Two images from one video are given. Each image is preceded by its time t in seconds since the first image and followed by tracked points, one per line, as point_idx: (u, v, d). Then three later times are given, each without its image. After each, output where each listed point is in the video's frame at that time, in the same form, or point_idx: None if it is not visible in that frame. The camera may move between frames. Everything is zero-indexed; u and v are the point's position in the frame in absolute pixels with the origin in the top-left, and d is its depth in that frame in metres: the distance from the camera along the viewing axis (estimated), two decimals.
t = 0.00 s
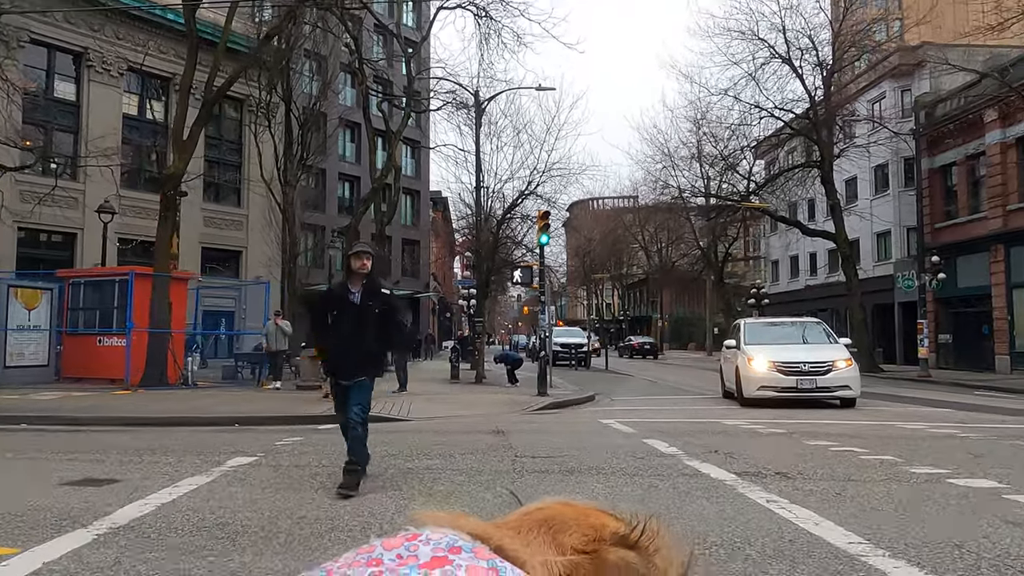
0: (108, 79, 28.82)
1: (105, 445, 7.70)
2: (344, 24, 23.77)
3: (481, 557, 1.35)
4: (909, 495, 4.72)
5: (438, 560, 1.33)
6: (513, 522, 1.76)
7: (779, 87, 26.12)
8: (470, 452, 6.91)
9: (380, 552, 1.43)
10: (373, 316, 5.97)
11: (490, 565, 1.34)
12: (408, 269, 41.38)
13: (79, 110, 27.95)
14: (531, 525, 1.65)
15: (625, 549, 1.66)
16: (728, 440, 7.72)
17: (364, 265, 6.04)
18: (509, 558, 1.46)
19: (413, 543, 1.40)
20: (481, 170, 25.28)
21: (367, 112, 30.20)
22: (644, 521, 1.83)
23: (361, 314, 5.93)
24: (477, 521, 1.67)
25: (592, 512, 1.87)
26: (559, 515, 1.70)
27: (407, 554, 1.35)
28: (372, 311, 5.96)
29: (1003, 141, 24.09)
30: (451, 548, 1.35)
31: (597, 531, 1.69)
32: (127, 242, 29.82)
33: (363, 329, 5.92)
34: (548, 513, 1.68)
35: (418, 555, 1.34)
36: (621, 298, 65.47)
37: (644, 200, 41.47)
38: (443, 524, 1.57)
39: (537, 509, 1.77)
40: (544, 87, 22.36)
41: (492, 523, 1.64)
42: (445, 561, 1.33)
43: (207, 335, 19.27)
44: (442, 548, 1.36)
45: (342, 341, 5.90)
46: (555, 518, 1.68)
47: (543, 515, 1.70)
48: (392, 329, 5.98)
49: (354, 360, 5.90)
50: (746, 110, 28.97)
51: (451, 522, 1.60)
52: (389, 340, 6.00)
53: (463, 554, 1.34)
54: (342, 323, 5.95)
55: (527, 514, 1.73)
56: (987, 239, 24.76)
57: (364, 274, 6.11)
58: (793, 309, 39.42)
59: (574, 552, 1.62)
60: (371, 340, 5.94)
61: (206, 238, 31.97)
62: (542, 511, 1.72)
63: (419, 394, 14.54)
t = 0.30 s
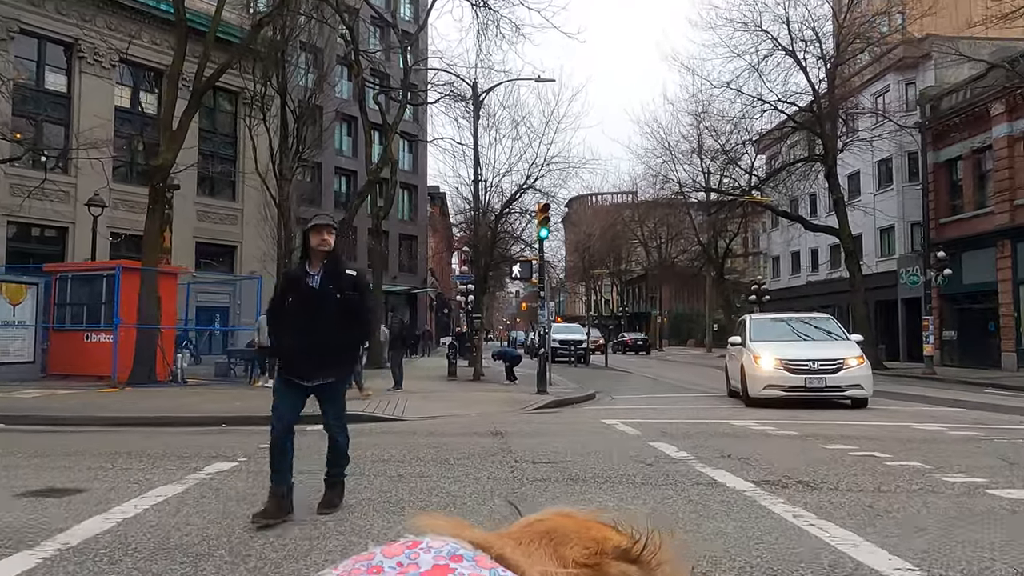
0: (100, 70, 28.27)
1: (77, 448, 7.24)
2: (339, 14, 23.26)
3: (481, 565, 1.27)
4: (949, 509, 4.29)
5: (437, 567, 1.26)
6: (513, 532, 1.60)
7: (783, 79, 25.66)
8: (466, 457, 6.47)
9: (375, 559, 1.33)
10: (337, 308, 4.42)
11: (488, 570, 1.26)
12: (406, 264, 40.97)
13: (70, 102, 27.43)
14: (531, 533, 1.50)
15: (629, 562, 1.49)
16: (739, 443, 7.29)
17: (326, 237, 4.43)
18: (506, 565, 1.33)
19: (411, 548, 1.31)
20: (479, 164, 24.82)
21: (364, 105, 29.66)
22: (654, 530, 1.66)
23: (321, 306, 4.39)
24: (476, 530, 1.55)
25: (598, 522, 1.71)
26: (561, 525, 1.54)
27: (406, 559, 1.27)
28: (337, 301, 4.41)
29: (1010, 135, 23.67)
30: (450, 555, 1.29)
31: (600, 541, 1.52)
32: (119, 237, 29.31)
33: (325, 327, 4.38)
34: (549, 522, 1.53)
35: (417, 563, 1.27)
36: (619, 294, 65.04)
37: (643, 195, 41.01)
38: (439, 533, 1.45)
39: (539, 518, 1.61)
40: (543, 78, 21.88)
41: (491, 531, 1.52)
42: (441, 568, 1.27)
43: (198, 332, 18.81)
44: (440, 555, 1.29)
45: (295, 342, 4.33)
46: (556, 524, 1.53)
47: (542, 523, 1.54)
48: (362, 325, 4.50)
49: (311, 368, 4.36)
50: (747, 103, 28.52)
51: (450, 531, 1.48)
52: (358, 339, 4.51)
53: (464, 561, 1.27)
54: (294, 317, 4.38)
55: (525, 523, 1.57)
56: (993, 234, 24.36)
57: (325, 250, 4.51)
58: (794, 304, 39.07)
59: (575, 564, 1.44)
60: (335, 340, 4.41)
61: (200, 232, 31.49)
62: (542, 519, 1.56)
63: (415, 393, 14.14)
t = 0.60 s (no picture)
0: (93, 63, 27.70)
1: (45, 454, 6.72)
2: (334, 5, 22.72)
3: None
4: (1004, 528, 3.85)
5: None
6: (520, 535, 1.43)
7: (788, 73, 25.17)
8: (462, 465, 5.99)
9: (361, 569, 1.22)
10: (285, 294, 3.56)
11: None
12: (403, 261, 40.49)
13: (62, 95, 26.86)
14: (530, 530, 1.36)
15: (641, 567, 1.30)
16: (753, 448, 6.85)
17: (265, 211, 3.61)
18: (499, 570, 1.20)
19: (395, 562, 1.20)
20: (478, 159, 24.31)
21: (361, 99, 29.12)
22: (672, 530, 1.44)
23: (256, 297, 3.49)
24: (484, 532, 1.42)
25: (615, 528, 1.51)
26: (566, 526, 1.37)
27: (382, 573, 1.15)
28: (281, 288, 3.54)
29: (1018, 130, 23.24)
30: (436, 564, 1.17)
31: (609, 545, 1.33)
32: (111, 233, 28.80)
33: (266, 321, 3.48)
34: (551, 520, 1.38)
35: None
36: (619, 292, 64.62)
37: (643, 192, 40.61)
38: (442, 534, 1.35)
39: (547, 521, 1.44)
40: (543, 72, 21.47)
41: (494, 534, 1.37)
42: None
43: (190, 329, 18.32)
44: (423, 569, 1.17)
45: (229, 344, 3.41)
46: (556, 524, 1.37)
47: (540, 520, 1.39)
48: (314, 318, 3.61)
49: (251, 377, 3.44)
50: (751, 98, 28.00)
51: (451, 533, 1.36)
52: (309, 338, 3.60)
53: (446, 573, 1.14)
54: (223, 313, 3.48)
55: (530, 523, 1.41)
56: (1001, 231, 23.94)
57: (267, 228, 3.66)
58: (796, 302, 38.62)
59: (582, 570, 1.27)
60: (275, 340, 3.49)
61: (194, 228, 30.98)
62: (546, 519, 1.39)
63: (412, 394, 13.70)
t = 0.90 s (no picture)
0: (87, 58, 27.09)
1: (12, 462, 6.24)
2: None
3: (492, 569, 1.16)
4: None
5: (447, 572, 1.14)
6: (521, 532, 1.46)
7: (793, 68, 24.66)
8: (459, 476, 5.54)
9: (387, 562, 1.20)
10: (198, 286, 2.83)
11: None
12: (403, 260, 40.11)
13: (54, 91, 26.35)
14: (543, 529, 1.38)
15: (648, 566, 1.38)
16: (770, 455, 6.40)
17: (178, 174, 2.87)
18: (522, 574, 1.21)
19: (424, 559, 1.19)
20: (478, 156, 23.84)
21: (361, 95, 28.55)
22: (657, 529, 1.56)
23: (160, 286, 2.77)
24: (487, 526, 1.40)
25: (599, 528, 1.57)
26: (577, 526, 1.40)
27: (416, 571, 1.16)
28: (198, 276, 2.82)
29: None
30: (458, 558, 1.18)
31: (615, 545, 1.39)
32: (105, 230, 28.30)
33: (172, 317, 2.76)
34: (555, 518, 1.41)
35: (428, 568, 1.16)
36: (620, 290, 64.16)
37: (644, 190, 40.23)
38: (448, 533, 1.31)
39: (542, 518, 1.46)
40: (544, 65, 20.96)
41: (497, 528, 1.37)
42: (449, 572, 1.15)
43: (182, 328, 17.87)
44: (451, 560, 1.18)
45: (114, 345, 2.71)
46: (567, 522, 1.40)
47: (548, 519, 1.41)
48: (240, 313, 2.89)
49: (139, 390, 2.71)
50: (755, 93, 27.52)
51: (464, 528, 1.34)
52: (234, 339, 2.88)
53: (471, 564, 1.16)
54: (119, 304, 2.76)
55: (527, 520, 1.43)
56: (1009, 228, 23.53)
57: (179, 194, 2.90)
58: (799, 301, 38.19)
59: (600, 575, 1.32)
60: (183, 342, 2.75)
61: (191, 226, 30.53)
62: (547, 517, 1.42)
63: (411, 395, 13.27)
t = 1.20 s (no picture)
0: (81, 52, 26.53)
1: None
2: None
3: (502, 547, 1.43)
4: None
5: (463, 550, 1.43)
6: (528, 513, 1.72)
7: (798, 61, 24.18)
8: (455, 487, 5.09)
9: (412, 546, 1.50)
10: None
11: (507, 552, 1.43)
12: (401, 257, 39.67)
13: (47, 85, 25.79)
14: (540, 509, 1.62)
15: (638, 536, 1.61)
16: (788, 462, 5.97)
17: None
18: (530, 549, 1.48)
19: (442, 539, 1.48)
20: (478, 151, 23.36)
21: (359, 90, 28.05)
22: (646, 495, 1.81)
23: None
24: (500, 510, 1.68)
25: (593, 502, 1.82)
26: (569, 504, 1.64)
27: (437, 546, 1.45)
28: None
29: None
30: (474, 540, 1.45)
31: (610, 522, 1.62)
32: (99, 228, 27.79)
33: None
34: (550, 498, 1.66)
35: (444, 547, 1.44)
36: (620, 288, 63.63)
37: (645, 187, 39.76)
38: (466, 519, 1.59)
39: (540, 498, 1.71)
40: (544, 58, 20.50)
41: (504, 511, 1.64)
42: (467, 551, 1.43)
43: (174, 327, 17.40)
44: (468, 540, 1.46)
45: None
46: (559, 503, 1.64)
47: (543, 501, 1.65)
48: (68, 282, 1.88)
49: None
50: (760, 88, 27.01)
51: (478, 515, 1.61)
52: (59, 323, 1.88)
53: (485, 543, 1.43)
54: None
55: (527, 500, 1.68)
56: (1018, 225, 23.11)
57: None
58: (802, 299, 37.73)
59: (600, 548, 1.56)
60: None
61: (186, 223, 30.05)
62: (544, 498, 1.67)
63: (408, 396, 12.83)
